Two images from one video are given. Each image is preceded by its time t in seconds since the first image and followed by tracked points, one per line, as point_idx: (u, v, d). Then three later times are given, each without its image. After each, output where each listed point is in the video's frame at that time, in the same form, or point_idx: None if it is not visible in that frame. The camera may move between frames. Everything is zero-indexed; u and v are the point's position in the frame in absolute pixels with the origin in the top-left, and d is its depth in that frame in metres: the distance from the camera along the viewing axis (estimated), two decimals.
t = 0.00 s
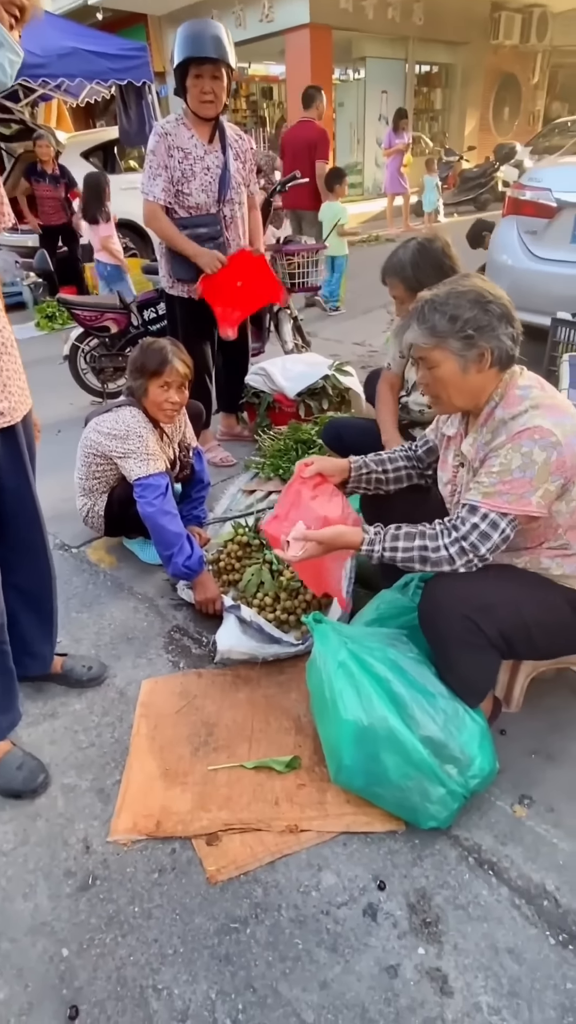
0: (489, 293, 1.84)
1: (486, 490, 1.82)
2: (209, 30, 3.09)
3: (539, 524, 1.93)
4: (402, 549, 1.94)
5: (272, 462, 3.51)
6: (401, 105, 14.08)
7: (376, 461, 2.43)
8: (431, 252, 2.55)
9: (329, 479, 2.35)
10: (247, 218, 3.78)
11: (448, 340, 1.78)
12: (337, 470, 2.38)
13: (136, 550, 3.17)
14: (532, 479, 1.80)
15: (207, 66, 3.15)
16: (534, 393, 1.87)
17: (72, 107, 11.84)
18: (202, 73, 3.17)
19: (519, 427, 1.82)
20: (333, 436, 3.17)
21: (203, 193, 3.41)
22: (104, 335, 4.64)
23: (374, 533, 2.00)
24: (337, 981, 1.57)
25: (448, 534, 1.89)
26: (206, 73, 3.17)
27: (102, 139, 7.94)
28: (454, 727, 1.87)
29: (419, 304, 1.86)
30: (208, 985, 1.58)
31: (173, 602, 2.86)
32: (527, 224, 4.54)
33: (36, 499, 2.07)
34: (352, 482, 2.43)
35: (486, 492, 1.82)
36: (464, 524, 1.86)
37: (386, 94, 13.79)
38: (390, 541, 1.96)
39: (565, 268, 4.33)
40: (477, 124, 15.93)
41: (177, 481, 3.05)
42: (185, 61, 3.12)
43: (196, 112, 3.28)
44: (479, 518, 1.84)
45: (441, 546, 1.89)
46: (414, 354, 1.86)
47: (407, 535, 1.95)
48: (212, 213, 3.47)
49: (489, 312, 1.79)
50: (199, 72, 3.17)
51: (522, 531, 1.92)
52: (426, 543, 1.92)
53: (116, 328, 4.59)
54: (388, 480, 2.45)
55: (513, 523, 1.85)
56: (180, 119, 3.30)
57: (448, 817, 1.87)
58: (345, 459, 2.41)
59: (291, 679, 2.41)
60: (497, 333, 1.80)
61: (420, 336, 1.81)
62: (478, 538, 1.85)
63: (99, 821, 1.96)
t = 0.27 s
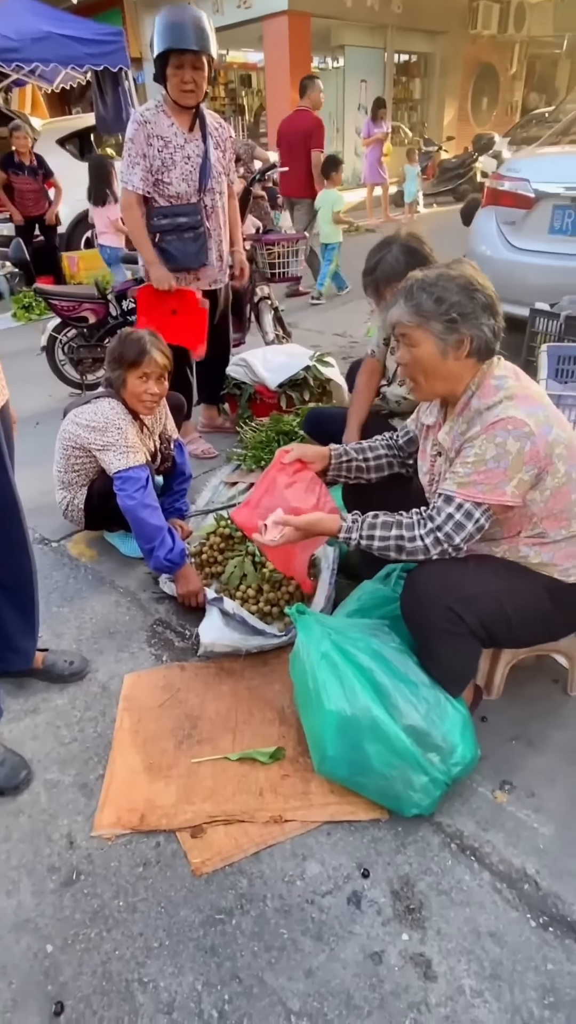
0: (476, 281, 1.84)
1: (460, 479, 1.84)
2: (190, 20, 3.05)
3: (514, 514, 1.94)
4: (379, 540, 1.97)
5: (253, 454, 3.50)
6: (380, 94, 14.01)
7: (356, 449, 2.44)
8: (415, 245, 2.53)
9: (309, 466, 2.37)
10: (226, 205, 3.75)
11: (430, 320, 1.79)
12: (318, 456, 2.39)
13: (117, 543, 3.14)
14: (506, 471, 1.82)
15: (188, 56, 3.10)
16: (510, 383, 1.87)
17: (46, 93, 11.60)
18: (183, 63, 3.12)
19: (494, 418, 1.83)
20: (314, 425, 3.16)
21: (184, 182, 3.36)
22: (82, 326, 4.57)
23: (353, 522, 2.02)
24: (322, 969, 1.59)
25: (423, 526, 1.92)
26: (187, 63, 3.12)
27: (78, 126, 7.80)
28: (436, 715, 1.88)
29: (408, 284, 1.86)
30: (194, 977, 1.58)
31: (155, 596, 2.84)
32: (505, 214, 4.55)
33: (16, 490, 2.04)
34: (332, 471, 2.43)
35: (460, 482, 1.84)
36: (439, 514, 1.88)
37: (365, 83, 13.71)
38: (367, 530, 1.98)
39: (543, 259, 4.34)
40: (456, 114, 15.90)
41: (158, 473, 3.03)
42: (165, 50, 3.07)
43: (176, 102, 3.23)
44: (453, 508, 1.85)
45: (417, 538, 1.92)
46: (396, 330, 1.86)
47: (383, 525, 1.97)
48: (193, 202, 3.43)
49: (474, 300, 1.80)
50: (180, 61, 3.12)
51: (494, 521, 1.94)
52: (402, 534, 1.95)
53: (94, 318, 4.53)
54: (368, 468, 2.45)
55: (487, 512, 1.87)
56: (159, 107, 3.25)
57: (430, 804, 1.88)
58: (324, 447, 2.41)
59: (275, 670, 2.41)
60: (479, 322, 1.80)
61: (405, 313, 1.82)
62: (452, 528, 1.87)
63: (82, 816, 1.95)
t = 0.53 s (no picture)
0: (473, 271, 1.83)
1: (447, 468, 1.85)
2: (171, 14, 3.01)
3: (500, 504, 1.95)
4: (367, 527, 1.97)
5: (239, 447, 3.48)
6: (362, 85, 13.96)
7: (342, 441, 2.43)
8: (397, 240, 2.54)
9: (296, 459, 2.37)
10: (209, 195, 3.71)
11: (427, 301, 1.79)
12: (305, 448, 2.39)
13: (102, 539, 3.12)
14: (492, 459, 1.82)
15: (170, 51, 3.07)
16: (496, 373, 1.88)
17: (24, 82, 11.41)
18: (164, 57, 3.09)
19: (479, 407, 1.83)
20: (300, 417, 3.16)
21: (166, 172, 3.32)
22: (63, 318, 4.51)
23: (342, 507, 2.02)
24: (312, 960, 1.59)
25: (411, 514, 1.92)
26: (168, 56, 3.09)
27: (58, 116, 7.69)
28: (424, 706, 1.89)
29: (412, 263, 1.86)
30: (184, 971, 1.58)
31: (141, 591, 2.82)
32: (488, 206, 4.56)
33: None
34: (318, 464, 2.43)
35: (447, 471, 1.85)
36: (426, 503, 1.88)
37: (347, 74, 13.65)
38: (356, 516, 1.99)
39: (526, 251, 4.36)
40: (439, 106, 15.87)
41: (142, 466, 3.01)
42: (148, 44, 3.03)
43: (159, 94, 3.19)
44: (441, 497, 1.86)
45: (405, 526, 1.93)
46: (392, 306, 1.86)
47: (371, 513, 1.98)
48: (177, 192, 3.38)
49: (473, 289, 1.80)
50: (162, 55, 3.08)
51: (481, 510, 1.95)
52: (390, 523, 1.95)
53: (76, 311, 4.47)
54: (355, 460, 2.45)
55: (473, 501, 1.87)
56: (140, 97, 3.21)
57: (418, 794, 1.90)
58: (311, 439, 2.41)
59: (262, 663, 2.41)
60: (473, 312, 1.80)
61: (405, 291, 1.82)
62: (439, 517, 1.87)
63: (70, 813, 1.94)
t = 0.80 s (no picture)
0: (481, 263, 1.82)
1: (450, 461, 1.84)
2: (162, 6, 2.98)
3: (501, 497, 1.93)
4: (371, 523, 1.96)
5: (235, 442, 3.46)
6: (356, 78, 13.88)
7: (341, 436, 2.42)
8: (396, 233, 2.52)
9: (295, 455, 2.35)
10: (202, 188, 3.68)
11: (434, 288, 1.78)
12: (304, 443, 2.38)
13: (96, 535, 3.10)
14: (494, 450, 1.81)
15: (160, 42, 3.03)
16: (496, 365, 1.87)
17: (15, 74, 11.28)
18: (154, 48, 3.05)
19: (480, 398, 1.83)
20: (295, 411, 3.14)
21: (157, 164, 3.29)
22: (56, 312, 4.47)
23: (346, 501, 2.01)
24: (310, 957, 1.59)
25: (415, 509, 1.91)
26: (159, 47, 3.05)
27: (49, 108, 7.61)
28: (421, 701, 1.89)
29: (423, 249, 1.84)
30: (182, 968, 1.58)
31: (137, 587, 2.81)
32: (482, 199, 4.54)
33: None
34: (317, 458, 2.42)
35: (450, 464, 1.84)
36: (431, 497, 1.87)
37: (341, 66, 13.57)
38: (361, 512, 1.97)
39: (521, 244, 4.34)
40: (433, 98, 15.79)
41: (137, 462, 2.99)
42: (137, 35, 2.99)
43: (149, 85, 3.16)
44: (444, 490, 1.85)
45: (409, 520, 1.91)
46: (400, 290, 1.86)
47: (375, 506, 1.97)
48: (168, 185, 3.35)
49: (481, 282, 1.79)
50: (152, 46, 3.05)
51: (485, 503, 1.93)
52: (395, 516, 1.94)
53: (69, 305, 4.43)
54: (352, 455, 2.44)
55: (477, 495, 1.86)
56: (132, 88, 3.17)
57: (415, 790, 1.89)
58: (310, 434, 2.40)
59: (259, 659, 2.40)
60: (477, 305, 1.80)
61: (413, 275, 1.81)
62: (443, 510, 1.86)
63: (66, 811, 1.93)
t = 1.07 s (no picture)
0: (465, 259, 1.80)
1: (465, 456, 1.83)
2: None
3: (510, 491, 1.92)
4: (390, 514, 1.95)
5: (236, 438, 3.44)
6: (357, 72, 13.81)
7: (347, 432, 2.42)
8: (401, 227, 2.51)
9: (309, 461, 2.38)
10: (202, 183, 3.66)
11: (417, 299, 1.78)
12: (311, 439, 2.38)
13: (98, 530, 3.10)
14: (510, 442, 1.80)
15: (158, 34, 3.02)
16: (504, 359, 1.87)
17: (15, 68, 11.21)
18: (152, 40, 3.04)
19: (492, 390, 1.82)
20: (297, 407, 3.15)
21: (157, 158, 3.27)
22: (57, 308, 4.46)
23: (364, 493, 1.99)
24: (314, 951, 1.60)
25: (435, 499, 1.88)
26: (157, 40, 3.04)
27: (50, 102, 7.58)
28: (425, 698, 1.89)
29: (397, 262, 1.85)
30: (186, 963, 1.58)
31: (139, 583, 2.81)
32: (485, 194, 4.52)
33: None
34: (324, 452, 2.41)
35: (466, 458, 1.83)
36: (449, 491, 1.85)
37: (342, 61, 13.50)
38: (380, 504, 1.96)
39: (523, 239, 4.32)
40: (434, 92, 15.72)
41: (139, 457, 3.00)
42: (135, 27, 2.98)
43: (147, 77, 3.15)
44: (461, 484, 1.84)
45: (430, 509, 1.89)
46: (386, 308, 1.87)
47: (394, 498, 1.95)
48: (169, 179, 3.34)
49: (463, 279, 1.78)
50: (151, 39, 3.04)
51: (501, 496, 1.92)
52: (416, 507, 1.92)
53: (70, 300, 4.42)
54: (358, 451, 2.43)
55: (495, 487, 1.85)
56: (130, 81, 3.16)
57: (419, 786, 1.90)
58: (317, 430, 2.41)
59: (261, 655, 2.40)
60: (468, 299, 1.78)
61: (394, 292, 1.82)
62: (463, 504, 1.84)
63: (70, 806, 1.94)
